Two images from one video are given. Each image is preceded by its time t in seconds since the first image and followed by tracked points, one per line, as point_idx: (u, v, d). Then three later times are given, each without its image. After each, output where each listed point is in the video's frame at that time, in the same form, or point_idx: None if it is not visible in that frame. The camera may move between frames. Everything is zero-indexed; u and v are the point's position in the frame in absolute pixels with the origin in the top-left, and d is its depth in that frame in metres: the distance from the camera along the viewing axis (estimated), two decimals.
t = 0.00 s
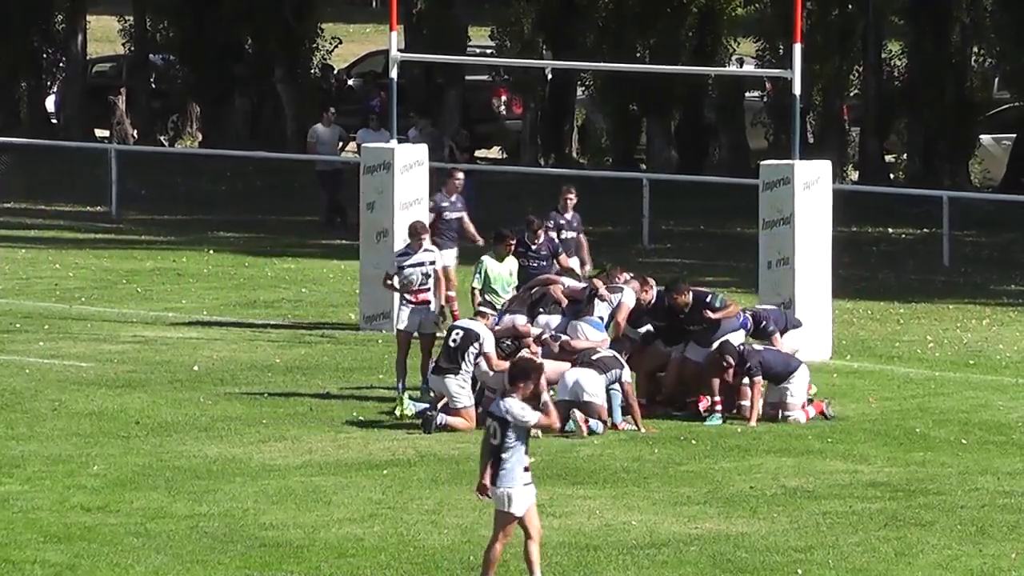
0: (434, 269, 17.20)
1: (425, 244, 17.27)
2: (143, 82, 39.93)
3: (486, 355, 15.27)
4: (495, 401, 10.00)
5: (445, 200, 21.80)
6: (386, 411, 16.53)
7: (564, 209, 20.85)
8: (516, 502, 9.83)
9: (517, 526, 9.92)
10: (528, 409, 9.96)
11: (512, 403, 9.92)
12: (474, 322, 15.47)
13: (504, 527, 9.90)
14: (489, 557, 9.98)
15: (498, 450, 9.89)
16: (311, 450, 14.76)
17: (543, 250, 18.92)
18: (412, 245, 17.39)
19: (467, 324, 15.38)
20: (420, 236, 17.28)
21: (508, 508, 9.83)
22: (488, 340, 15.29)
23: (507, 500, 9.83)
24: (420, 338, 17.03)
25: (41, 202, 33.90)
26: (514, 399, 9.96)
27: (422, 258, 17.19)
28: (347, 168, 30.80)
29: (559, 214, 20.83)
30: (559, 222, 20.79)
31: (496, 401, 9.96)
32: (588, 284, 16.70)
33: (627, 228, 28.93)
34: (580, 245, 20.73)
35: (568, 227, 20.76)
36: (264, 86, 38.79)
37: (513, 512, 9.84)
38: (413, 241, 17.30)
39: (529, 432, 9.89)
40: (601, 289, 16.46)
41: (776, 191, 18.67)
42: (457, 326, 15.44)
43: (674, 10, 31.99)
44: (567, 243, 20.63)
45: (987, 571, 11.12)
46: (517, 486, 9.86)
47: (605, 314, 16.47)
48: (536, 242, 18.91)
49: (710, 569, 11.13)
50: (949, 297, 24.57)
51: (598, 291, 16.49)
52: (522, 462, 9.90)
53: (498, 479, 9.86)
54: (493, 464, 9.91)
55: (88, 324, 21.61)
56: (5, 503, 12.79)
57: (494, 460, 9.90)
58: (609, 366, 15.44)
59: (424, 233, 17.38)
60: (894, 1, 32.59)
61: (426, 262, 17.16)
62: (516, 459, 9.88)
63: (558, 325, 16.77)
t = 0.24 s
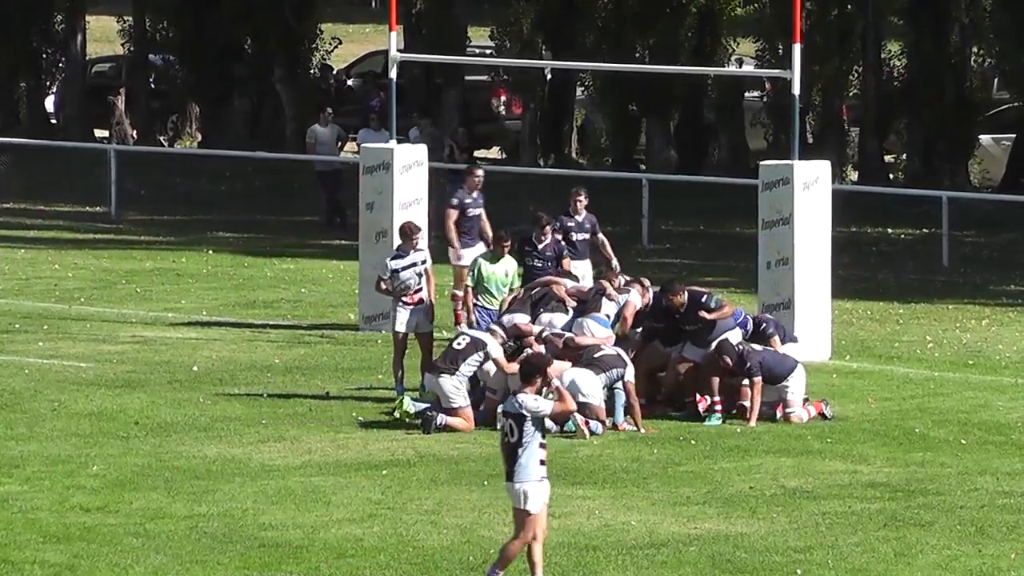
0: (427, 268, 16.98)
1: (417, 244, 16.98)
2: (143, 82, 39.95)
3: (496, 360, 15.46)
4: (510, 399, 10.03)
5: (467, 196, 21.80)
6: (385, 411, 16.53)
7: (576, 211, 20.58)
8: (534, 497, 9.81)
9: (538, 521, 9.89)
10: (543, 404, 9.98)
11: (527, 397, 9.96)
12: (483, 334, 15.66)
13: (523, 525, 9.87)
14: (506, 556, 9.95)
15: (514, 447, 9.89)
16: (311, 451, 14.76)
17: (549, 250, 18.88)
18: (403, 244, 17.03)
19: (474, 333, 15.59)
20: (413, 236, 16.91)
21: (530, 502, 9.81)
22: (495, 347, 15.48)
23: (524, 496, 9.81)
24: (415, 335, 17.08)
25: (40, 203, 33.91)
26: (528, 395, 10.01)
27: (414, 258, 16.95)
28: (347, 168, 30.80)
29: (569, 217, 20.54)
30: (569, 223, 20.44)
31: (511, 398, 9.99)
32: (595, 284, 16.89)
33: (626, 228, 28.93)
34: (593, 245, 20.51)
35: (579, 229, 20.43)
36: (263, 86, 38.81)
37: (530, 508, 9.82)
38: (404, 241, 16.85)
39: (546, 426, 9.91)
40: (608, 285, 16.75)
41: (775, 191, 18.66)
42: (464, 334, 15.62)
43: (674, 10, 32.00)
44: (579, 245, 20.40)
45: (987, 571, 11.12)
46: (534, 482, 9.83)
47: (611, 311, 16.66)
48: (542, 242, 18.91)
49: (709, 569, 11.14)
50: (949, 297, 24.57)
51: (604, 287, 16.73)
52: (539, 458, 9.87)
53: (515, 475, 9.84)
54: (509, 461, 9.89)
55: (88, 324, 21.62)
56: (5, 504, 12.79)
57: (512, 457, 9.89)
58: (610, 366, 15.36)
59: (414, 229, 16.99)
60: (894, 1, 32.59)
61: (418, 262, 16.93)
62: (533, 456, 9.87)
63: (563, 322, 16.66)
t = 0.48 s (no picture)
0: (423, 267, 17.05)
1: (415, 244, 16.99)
2: (143, 82, 39.96)
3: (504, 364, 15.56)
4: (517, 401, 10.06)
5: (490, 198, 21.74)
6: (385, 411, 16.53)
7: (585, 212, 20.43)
8: (550, 495, 9.85)
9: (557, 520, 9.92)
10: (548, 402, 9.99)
11: (533, 398, 9.98)
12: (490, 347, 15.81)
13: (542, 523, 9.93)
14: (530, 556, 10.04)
15: (526, 449, 9.91)
16: (311, 451, 14.76)
17: (552, 250, 18.95)
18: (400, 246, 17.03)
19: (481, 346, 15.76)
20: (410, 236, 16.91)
21: (546, 503, 9.86)
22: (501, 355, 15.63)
23: (541, 495, 9.85)
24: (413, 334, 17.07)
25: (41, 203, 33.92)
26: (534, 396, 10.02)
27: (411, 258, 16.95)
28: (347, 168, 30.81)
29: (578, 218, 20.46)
30: (577, 224, 20.42)
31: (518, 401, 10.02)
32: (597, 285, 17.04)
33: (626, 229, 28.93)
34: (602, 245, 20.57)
35: (589, 230, 20.44)
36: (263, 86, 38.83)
37: (549, 505, 9.87)
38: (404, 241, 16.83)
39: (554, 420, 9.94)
40: (612, 287, 16.96)
41: (776, 191, 18.65)
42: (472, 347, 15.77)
43: (674, 10, 32.01)
44: (587, 246, 20.49)
45: (987, 571, 11.13)
46: (549, 479, 9.87)
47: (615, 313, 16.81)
48: (546, 242, 18.94)
49: (710, 569, 11.14)
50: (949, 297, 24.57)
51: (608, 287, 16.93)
52: (550, 458, 9.91)
53: (528, 476, 9.86)
54: (522, 463, 9.92)
55: (88, 324, 21.62)
56: (5, 504, 12.80)
57: (524, 459, 9.91)
58: (612, 366, 15.37)
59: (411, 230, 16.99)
60: (894, 1, 32.59)
61: (415, 261, 16.97)
62: (544, 454, 9.91)
63: (565, 324, 16.72)
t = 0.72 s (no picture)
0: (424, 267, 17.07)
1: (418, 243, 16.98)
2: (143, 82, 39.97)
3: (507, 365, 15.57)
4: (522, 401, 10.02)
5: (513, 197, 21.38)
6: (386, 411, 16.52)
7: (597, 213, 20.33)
8: (561, 494, 9.88)
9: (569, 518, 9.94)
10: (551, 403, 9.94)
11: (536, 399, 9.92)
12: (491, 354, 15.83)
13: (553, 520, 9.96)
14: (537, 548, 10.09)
15: (531, 451, 9.89)
16: (311, 451, 14.76)
17: (552, 249, 18.94)
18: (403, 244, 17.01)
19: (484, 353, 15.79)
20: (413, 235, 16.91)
21: (555, 503, 9.88)
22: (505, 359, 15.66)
23: (550, 495, 9.87)
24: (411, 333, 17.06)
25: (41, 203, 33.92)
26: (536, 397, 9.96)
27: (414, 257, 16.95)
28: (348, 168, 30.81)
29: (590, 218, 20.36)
30: (590, 226, 20.36)
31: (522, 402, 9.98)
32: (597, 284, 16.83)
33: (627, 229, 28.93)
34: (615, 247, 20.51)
35: (601, 231, 20.37)
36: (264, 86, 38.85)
37: (559, 504, 9.89)
38: (405, 238, 16.85)
39: (559, 434, 9.88)
40: (613, 287, 16.77)
41: (776, 192, 18.66)
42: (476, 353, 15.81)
43: (674, 10, 32.01)
44: (598, 247, 20.41)
45: (987, 571, 11.13)
46: (558, 477, 9.90)
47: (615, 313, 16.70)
48: (546, 241, 18.93)
49: (710, 569, 11.14)
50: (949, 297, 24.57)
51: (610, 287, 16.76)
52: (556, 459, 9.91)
53: (537, 476, 9.88)
54: (528, 463, 9.92)
55: (88, 324, 21.62)
56: (5, 504, 12.80)
57: (530, 460, 9.91)
58: (612, 367, 15.35)
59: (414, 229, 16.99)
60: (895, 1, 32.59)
61: (417, 262, 16.93)
62: (551, 454, 9.91)
63: (565, 324, 16.75)
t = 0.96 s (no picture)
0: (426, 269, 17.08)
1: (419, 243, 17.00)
2: (143, 82, 39.99)
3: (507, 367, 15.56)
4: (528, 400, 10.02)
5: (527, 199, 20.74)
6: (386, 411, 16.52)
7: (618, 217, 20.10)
8: (567, 493, 9.89)
9: (573, 519, 9.93)
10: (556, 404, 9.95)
11: (544, 399, 9.92)
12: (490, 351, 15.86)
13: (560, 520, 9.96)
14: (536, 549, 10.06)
15: (537, 451, 9.89)
16: (311, 450, 14.77)
17: (547, 249, 18.87)
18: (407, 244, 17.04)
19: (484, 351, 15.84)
20: (415, 235, 16.92)
21: (561, 503, 9.88)
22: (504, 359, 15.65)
23: (557, 494, 9.88)
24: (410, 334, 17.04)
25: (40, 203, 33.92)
26: (543, 397, 9.95)
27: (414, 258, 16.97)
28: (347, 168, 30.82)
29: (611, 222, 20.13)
30: (610, 229, 20.12)
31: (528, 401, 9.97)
32: (597, 285, 16.83)
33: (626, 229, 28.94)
34: (635, 254, 20.20)
35: (620, 236, 20.12)
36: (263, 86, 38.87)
37: (566, 504, 9.90)
38: (408, 237, 16.90)
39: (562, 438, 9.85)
40: (612, 289, 16.78)
41: (775, 191, 18.65)
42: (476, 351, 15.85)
43: (674, 10, 32.01)
44: (617, 252, 20.12)
45: (986, 570, 11.13)
46: (564, 477, 9.91)
47: (615, 315, 16.69)
48: (541, 243, 18.91)
49: (710, 569, 11.14)
50: (948, 297, 24.56)
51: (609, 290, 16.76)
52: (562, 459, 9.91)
53: (543, 476, 9.88)
54: (534, 463, 9.92)
55: (88, 324, 21.62)
56: (4, 503, 12.80)
57: (536, 460, 9.90)
58: (609, 368, 15.28)
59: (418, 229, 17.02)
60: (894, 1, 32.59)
61: (419, 261, 16.97)
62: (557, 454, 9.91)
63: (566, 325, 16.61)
